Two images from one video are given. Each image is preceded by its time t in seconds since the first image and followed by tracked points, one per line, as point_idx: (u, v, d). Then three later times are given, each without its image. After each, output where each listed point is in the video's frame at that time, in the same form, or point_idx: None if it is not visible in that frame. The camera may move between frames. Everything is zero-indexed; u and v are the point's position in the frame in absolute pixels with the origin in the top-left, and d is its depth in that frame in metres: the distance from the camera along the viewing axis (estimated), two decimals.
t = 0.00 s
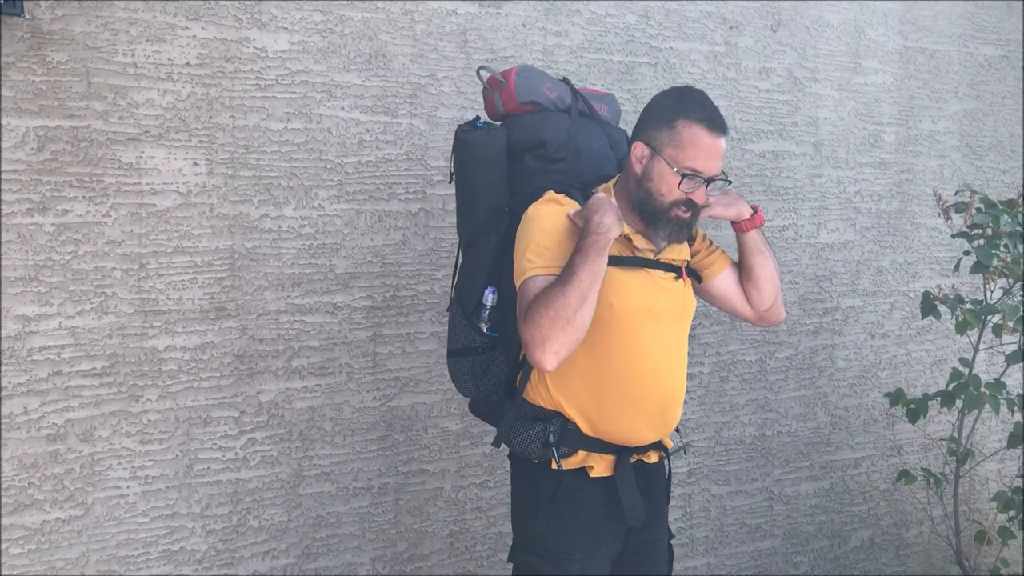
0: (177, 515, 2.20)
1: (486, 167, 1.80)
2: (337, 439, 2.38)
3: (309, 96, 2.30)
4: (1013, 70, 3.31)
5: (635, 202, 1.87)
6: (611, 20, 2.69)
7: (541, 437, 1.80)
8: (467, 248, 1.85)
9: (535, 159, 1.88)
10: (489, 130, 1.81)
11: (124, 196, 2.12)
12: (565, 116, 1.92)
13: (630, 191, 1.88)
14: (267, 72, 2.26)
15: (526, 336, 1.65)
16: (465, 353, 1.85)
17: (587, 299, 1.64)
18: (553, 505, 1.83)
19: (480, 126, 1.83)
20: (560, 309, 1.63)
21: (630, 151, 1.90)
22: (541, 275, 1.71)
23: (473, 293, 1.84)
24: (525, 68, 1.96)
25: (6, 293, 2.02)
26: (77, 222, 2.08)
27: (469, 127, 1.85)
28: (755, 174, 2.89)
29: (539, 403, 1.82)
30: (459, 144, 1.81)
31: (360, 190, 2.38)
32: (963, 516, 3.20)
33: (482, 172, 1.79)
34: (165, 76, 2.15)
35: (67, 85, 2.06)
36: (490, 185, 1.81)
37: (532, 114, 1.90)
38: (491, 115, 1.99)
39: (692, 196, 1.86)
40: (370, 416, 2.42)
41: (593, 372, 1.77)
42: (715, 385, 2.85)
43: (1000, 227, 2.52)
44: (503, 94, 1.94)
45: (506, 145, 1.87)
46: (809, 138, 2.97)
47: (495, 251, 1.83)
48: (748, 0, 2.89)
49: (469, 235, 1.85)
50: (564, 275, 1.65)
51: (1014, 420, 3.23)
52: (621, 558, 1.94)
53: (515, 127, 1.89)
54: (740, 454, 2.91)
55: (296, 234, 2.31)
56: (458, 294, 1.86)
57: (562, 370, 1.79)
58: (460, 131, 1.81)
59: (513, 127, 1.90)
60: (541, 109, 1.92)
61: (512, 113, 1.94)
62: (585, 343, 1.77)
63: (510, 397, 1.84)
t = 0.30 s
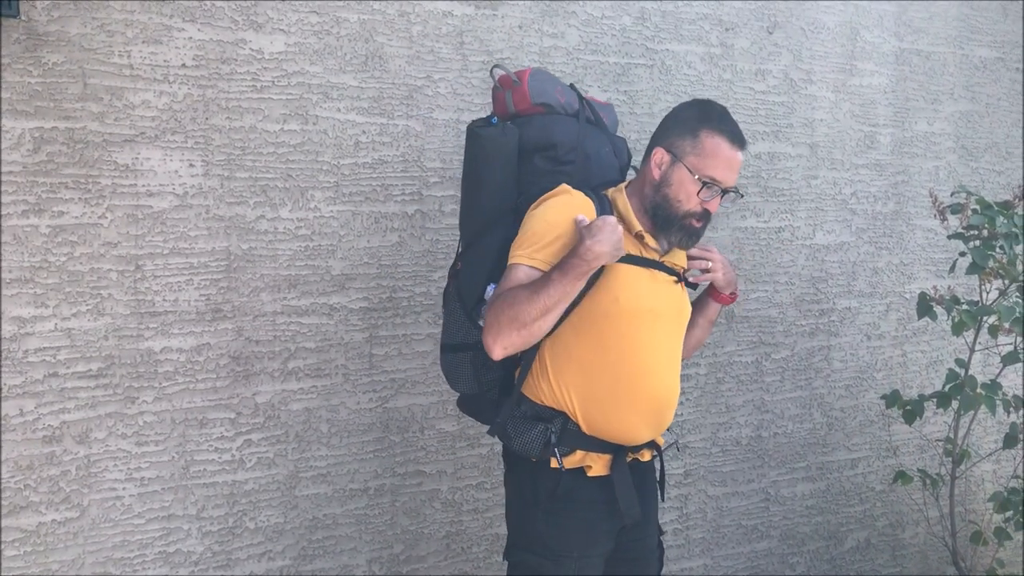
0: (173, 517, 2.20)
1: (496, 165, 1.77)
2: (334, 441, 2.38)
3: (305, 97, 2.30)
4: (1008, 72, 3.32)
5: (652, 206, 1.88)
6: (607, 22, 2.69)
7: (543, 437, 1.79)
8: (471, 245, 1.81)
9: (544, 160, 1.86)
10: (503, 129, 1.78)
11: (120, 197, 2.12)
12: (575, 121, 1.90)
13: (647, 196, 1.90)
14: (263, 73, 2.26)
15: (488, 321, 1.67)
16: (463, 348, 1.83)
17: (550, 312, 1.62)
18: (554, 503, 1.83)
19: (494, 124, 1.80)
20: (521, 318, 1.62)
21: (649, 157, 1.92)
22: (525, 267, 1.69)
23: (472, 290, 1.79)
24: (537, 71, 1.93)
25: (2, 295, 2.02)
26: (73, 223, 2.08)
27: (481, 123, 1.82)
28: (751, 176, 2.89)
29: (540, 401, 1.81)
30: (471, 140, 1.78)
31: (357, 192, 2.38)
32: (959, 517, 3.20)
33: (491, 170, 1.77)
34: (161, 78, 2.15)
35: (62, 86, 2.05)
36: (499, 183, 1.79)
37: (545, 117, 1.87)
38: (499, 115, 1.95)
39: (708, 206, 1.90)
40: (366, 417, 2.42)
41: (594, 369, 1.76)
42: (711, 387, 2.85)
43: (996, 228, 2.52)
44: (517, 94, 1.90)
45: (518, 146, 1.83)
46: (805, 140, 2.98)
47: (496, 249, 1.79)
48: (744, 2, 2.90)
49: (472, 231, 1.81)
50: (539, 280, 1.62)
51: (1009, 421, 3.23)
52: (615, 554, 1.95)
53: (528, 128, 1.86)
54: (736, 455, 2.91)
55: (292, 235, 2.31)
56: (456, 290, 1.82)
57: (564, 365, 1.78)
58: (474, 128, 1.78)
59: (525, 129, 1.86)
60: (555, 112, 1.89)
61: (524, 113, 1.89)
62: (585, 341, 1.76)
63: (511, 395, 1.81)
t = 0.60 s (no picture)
0: (170, 517, 2.19)
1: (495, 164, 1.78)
2: (331, 440, 2.38)
3: (302, 96, 2.30)
4: (1005, 71, 3.32)
5: (653, 209, 1.89)
6: (605, 21, 2.69)
7: (547, 437, 1.79)
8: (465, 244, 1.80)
9: (541, 160, 1.85)
10: (502, 127, 1.78)
11: (117, 197, 2.12)
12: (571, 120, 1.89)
13: (647, 199, 1.90)
14: (260, 73, 2.25)
15: (509, 336, 1.64)
16: (457, 349, 1.78)
17: (574, 337, 1.61)
18: (557, 503, 1.83)
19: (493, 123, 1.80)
20: (547, 340, 1.60)
21: (649, 159, 1.91)
22: (543, 280, 1.65)
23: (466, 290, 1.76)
24: (531, 68, 1.91)
25: None
26: (70, 223, 2.07)
27: (479, 122, 1.81)
28: (748, 175, 2.89)
29: (543, 401, 1.82)
30: (469, 137, 1.78)
31: (354, 191, 2.38)
32: (957, 516, 3.20)
33: (491, 168, 1.78)
34: (158, 77, 2.15)
35: (59, 86, 2.05)
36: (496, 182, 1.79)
37: (541, 116, 1.86)
38: (493, 112, 1.92)
39: (709, 207, 1.92)
40: (364, 416, 2.42)
41: (600, 371, 1.78)
42: (709, 386, 2.85)
43: (995, 228, 2.52)
44: (513, 92, 1.88)
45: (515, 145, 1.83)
46: (802, 139, 2.98)
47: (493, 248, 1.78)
48: (742, 2, 2.90)
49: (466, 230, 1.80)
50: (569, 304, 1.59)
51: (1007, 420, 3.23)
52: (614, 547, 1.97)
53: (523, 127, 1.84)
54: (734, 454, 2.91)
55: (290, 235, 2.31)
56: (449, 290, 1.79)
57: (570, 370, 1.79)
58: (473, 126, 1.78)
59: (521, 127, 1.85)
60: (550, 111, 1.87)
61: (519, 112, 1.88)
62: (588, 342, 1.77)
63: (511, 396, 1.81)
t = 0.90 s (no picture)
0: (167, 517, 2.19)
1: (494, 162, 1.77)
2: (329, 440, 2.38)
3: (299, 96, 2.30)
4: (1002, 72, 3.32)
5: (654, 210, 1.89)
6: (602, 21, 2.69)
7: (551, 439, 1.78)
8: (461, 243, 1.79)
9: (539, 159, 1.85)
10: (501, 125, 1.77)
11: (114, 196, 2.12)
12: (569, 117, 1.88)
13: (647, 200, 1.90)
14: (257, 72, 2.25)
15: (512, 334, 1.60)
16: (454, 351, 1.77)
17: (577, 359, 1.59)
18: (559, 504, 1.83)
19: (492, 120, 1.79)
20: (553, 354, 1.57)
21: (650, 160, 1.91)
22: (550, 284, 1.62)
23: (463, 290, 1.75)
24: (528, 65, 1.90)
25: None
26: (67, 222, 2.07)
27: (477, 119, 1.80)
28: (746, 175, 2.89)
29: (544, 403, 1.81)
30: (468, 135, 1.77)
31: (351, 191, 2.38)
32: (954, 516, 3.20)
33: (490, 166, 1.77)
34: (155, 77, 2.15)
35: (56, 85, 2.05)
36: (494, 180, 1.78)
37: (539, 113, 1.85)
38: (488, 108, 1.91)
39: (709, 207, 1.92)
40: (361, 416, 2.42)
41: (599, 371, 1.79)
42: (706, 386, 2.86)
43: (993, 228, 2.52)
44: (510, 88, 1.87)
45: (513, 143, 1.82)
46: (800, 139, 2.98)
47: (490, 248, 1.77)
48: (739, 2, 2.90)
49: (464, 229, 1.78)
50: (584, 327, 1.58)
51: (1004, 420, 3.24)
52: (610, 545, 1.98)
53: (522, 124, 1.84)
54: (731, 454, 2.91)
55: (288, 234, 2.31)
56: (446, 290, 1.78)
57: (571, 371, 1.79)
58: (471, 123, 1.77)
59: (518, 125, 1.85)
60: (547, 108, 1.87)
61: (517, 107, 1.87)
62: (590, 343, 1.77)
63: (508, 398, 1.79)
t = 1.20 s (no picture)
0: (164, 518, 2.19)
1: (491, 164, 1.75)
2: (326, 441, 2.38)
3: (297, 97, 2.30)
4: (1000, 73, 3.33)
5: (655, 212, 1.89)
6: (600, 22, 2.69)
7: (551, 445, 1.78)
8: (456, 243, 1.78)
9: (536, 158, 1.85)
10: (498, 125, 1.75)
11: (112, 197, 2.12)
12: (566, 116, 1.88)
13: (648, 201, 1.90)
14: (254, 73, 2.25)
15: (523, 334, 1.54)
16: (449, 354, 1.76)
17: (560, 408, 1.58)
18: (558, 509, 1.82)
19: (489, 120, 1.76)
20: (553, 387, 1.56)
21: (651, 161, 1.91)
22: (556, 287, 1.57)
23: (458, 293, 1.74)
24: (523, 61, 1.89)
25: None
26: (64, 223, 2.07)
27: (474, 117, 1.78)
28: (743, 176, 2.89)
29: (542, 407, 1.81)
30: (465, 135, 1.74)
31: (349, 192, 2.38)
32: (951, 516, 3.21)
33: (487, 168, 1.75)
34: (152, 78, 2.15)
35: (53, 86, 2.05)
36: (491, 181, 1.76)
37: (535, 111, 1.85)
38: (483, 104, 1.90)
39: (709, 210, 1.93)
40: (358, 417, 2.42)
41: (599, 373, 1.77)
42: (703, 387, 2.86)
43: (989, 229, 2.53)
44: (505, 86, 1.86)
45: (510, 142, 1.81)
46: (797, 140, 2.98)
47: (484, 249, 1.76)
48: (736, 3, 2.90)
49: (459, 230, 1.78)
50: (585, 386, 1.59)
51: (1001, 421, 3.24)
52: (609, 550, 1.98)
53: (519, 122, 1.83)
54: (728, 455, 2.92)
55: (285, 235, 2.31)
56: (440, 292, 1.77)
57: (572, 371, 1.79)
58: (468, 122, 1.75)
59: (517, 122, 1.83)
60: (543, 106, 1.87)
61: (511, 105, 1.86)
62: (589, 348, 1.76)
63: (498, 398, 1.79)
